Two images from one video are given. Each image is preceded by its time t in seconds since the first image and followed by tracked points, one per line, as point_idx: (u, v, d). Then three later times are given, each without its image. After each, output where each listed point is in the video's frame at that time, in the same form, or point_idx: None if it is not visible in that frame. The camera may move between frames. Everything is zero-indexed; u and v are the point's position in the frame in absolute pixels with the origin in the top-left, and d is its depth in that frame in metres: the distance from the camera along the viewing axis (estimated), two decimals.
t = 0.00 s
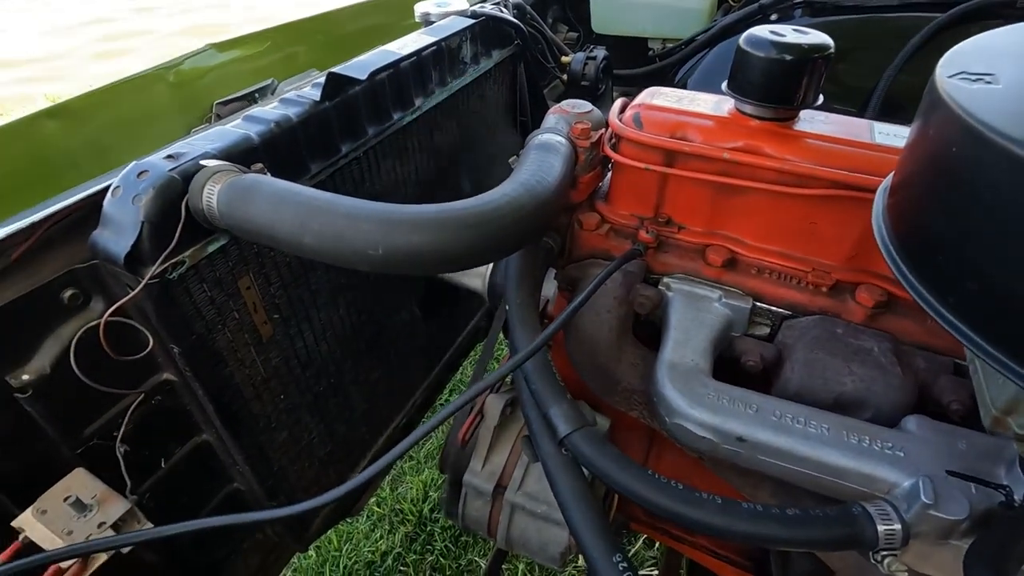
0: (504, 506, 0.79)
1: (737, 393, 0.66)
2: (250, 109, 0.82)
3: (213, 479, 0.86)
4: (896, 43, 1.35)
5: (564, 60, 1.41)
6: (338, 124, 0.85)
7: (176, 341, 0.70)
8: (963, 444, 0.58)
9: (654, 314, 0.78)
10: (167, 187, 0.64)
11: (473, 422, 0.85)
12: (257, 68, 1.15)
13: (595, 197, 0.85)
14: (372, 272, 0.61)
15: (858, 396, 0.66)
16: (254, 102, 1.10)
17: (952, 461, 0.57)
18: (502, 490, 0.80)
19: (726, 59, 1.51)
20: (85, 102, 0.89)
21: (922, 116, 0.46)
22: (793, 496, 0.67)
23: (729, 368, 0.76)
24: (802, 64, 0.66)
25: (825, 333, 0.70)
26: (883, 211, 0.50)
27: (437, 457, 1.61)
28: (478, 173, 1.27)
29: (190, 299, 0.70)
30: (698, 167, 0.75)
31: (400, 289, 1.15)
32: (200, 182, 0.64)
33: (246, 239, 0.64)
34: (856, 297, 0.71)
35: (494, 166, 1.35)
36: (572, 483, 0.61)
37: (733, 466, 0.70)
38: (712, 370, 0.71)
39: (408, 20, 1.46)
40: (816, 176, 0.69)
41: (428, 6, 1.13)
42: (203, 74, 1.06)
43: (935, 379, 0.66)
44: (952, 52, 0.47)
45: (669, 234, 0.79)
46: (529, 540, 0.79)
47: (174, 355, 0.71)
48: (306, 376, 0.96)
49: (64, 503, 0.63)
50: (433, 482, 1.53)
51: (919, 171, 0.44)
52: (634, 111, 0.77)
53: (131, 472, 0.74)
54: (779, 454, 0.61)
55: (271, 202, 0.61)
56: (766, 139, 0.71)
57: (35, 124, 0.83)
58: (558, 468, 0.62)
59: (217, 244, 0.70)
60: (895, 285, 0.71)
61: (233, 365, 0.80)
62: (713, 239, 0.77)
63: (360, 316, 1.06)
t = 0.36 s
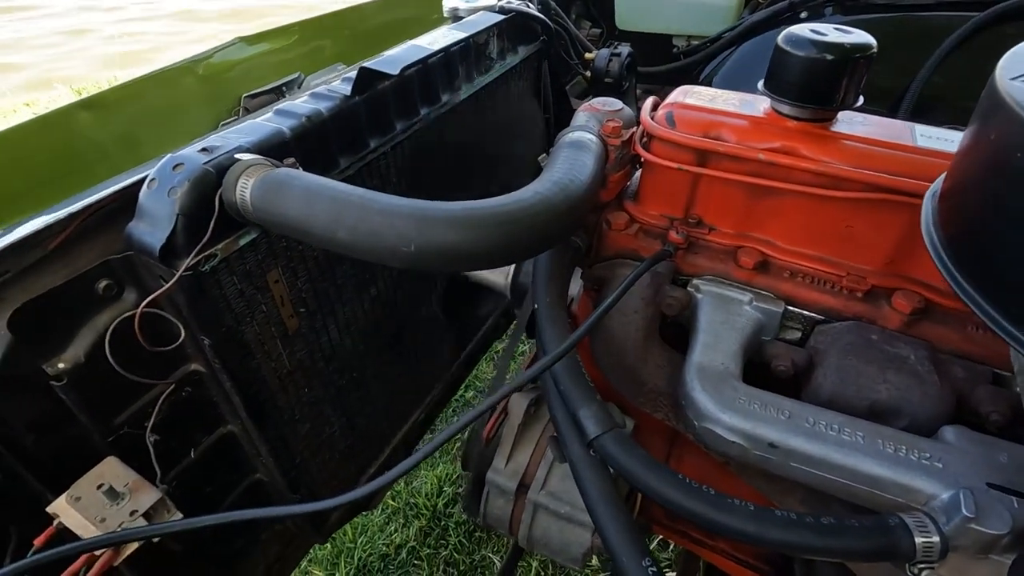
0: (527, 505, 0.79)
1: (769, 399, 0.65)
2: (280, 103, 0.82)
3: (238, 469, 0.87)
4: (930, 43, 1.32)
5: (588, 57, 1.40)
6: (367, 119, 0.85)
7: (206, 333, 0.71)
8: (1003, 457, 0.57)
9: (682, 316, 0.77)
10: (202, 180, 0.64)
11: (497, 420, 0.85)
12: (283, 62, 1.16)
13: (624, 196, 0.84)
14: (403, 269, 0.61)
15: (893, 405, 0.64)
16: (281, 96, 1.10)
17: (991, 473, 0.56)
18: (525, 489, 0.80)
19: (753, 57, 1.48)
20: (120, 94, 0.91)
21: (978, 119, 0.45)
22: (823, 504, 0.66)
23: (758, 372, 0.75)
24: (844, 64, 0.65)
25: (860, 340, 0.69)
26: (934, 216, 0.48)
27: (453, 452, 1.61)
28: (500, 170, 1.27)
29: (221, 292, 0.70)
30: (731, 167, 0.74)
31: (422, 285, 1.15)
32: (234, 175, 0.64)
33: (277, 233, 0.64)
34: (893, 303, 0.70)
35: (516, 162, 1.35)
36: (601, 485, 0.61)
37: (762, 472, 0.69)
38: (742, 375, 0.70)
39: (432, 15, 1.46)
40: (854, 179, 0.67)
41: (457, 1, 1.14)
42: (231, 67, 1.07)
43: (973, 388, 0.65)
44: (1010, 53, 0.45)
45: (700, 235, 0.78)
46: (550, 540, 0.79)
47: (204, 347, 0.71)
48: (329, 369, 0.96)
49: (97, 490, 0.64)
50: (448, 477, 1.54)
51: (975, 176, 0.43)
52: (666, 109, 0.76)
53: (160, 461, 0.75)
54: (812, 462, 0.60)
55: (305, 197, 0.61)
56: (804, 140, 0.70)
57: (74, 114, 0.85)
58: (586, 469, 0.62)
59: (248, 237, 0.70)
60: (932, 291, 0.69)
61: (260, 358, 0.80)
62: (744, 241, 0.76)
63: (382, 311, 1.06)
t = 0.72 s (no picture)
0: (546, 505, 0.79)
1: (794, 400, 0.64)
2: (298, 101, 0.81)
3: (255, 468, 0.87)
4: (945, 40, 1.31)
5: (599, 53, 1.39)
6: (386, 117, 0.84)
7: (227, 333, 0.71)
8: None
9: (704, 316, 0.76)
10: (225, 179, 0.63)
11: (516, 420, 0.85)
12: (298, 59, 1.16)
13: (644, 195, 0.83)
14: (429, 269, 0.60)
15: (919, 407, 0.64)
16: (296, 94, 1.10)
17: (1022, 476, 0.56)
18: (545, 489, 0.80)
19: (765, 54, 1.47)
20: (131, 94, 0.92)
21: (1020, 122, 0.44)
22: (848, 505, 0.66)
23: (780, 373, 0.75)
24: (872, 62, 0.64)
25: (886, 341, 0.69)
26: (977, 225, 0.48)
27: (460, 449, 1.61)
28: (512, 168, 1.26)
29: (242, 291, 0.70)
30: (754, 167, 0.73)
31: (435, 283, 1.15)
32: (258, 173, 0.64)
33: (300, 232, 0.64)
34: (918, 304, 0.70)
35: (527, 160, 1.34)
36: (627, 487, 0.61)
37: (785, 474, 0.68)
38: (766, 375, 0.70)
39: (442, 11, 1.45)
40: (881, 178, 0.67)
41: None
42: (244, 65, 1.08)
43: (1000, 390, 0.65)
44: None
45: (721, 234, 0.78)
46: (570, 540, 0.79)
47: (226, 347, 0.71)
48: (345, 368, 0.96)
49: (122, 491, 0.64)
50: (457, 475, 1.54)
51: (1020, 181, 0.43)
52: (689, 108, 0.76)
53: (182, 460, 0.75)
54: (839, 464, 0.60)
55: (329, 196, 0.60)
56: (829, 139, 0.70)
57: (87, 114, 0.85)
58: (612, 471, 0.62)
59: (269, 236, 0.70)
60: (958, 291, 0.69)
61: (280, 357, 0.80)
62: (767, 241, 0.76)
63: (397, 309, 1.06)
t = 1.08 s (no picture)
0: (558, 507, 0.80)
1: (803, 400, 0.66)
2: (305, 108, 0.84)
3: (263, 477, 0.87)
4: (934, 40, 1.33)
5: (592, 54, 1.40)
6: (390, 125, 0.85)
7: (238, 344, 0.70)
8: None
9: (711, 317, 0.77)
10: (236, 192, 0.63)
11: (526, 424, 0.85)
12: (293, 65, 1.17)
13: (648, 199, 0.84)
14: (443, 278, 0.61)
15: (923, 404, 0.66)
16: (296, 101, 1.09)
17: None
18: (556, 492, 0.80)
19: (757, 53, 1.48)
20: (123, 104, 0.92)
21: None
22: (856, 502, 0.68)
23: (786, 372, 0.76)
24: (873, 68, 0.65)
25: (890, 340, 0.70)
26: (986, 228, 0.49)
27: (460, 450, 1.60)
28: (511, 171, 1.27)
29: (253, 302, 0.70)
30: (759, 170, 0.74)
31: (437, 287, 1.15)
32: (269, 185, 0.64)
33: (312, 243, 0.64)
34: (921, 303, 0.71)
35: (525, 162, 1.34)
36: (644, 490, 0.62)
37: (795, 472, 0.70)
38: (773, 375, 0.71)
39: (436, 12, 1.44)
40: (884, 181, 0.68)
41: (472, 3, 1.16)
42: (242, 70, 1.08)
43: (1001, 386, 0.66)
44: None
45: (726, 237, 0.79)
46: (582, 542, 0.79)
47: (237, 358, 0.71)
48: (351, 375, 0.96)
49: (138, 506, 0.64)
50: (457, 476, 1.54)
51: None
52: (693, 113, 0.77)
53: (194, 472, 0.75)
54: (849, 462, 0.62)
55: (342, 207, 0.60)
56: (832, 143, 0.71)
57: (81, 127, 0.85)
58: (629, 474, 0.63)
59: (279, 247, 0.70)
60: (959, 290, 0.70)
61: (289, 367, 0.80)
62: (772, 243, 0.77)
63: (401, 314, 1.06)
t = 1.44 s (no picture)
0: (568, 516, 0.80)
1: (806, 401, 0.67)
2: (296, 126, 0.83)
3: (266, 500, 0.85)
4: (904, 40, 1.37)
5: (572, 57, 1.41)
6: (384, 139, 0.84)
7: (241, 369, 0.69)
8: None
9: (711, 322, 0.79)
10: (236, 216, 0.62)
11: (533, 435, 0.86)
12: (274, 76, 1.15)
13: (644, 206, 0.85)
14: (453, 296, 0.61)
15: (919, 400, 0.68)
16: (281, 114, 1.07)
17: (1020, 461, 0.60)
18: (565, 501, 0.81)
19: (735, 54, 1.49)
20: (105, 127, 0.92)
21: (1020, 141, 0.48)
22: (859, 498, 0.70)
23: (785, 373, 0.78)
24: (862, 76, 0.67)
25: (885, 338, 0.72)
26: (983, 232, 0.51)
27: (453, 458, 1.60)
28: (500, 179, 1.27)
29: (255, 325, 0.69)
30: (753, 177, 0.76)
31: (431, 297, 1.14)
32: (270, 207, 0.63)
33: (317, 265, 0.63)
34: (912, 301, 0.74)
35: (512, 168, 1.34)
36: (659, 500, 0.63)
37: (799, 471, 0.71)
38: (775, 378, 0.73)
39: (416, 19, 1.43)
40: (875, 186, 0.70)
41: (457, 13, 1.15)
42: (224, 84, 1.08)
43: (991, 380, 0.69)
44: None
45: (722, 243, 0.80)
46: (591, 548, 0.80)
47: (240, 384, 0.70)
48: (351, 392, 0.95)
49: (146, 541, 0.63)
50: (452, 484, 1.53)
51: None
52: (687, 122, 0.78)
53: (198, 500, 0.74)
54: (854, 461, 0.63)
55: (348, 229, 0.60)
56: (823, 149, 0.73)
57: (62, 151, 0.86)
58: (643, 484, 0.64)
59: (280, 269, 0.69)
60: (949, 288, 0.73)
61: (291, 388, 0.79)
62: (767, 247, 0.79)
63: (397, 327, 1.05)
